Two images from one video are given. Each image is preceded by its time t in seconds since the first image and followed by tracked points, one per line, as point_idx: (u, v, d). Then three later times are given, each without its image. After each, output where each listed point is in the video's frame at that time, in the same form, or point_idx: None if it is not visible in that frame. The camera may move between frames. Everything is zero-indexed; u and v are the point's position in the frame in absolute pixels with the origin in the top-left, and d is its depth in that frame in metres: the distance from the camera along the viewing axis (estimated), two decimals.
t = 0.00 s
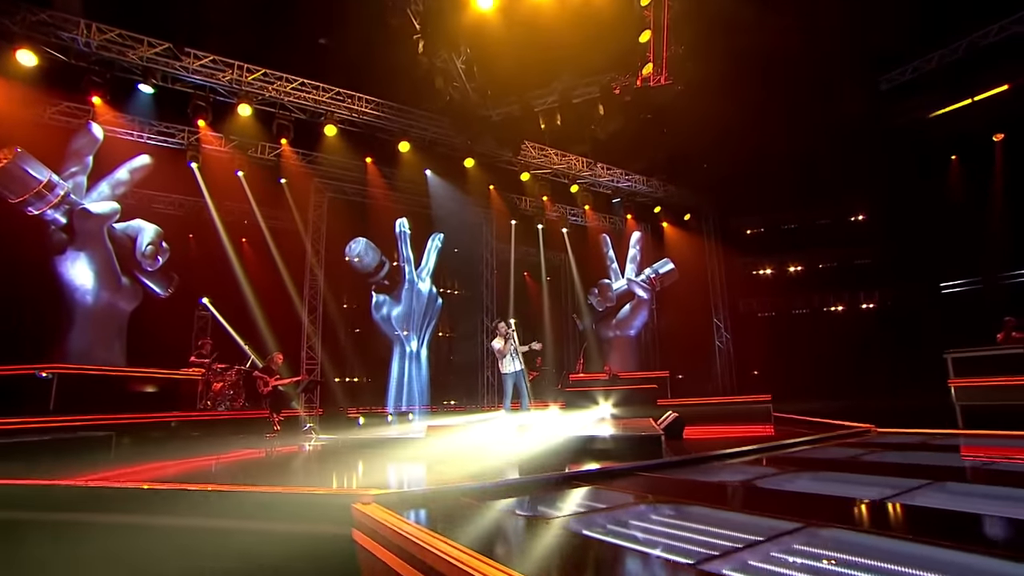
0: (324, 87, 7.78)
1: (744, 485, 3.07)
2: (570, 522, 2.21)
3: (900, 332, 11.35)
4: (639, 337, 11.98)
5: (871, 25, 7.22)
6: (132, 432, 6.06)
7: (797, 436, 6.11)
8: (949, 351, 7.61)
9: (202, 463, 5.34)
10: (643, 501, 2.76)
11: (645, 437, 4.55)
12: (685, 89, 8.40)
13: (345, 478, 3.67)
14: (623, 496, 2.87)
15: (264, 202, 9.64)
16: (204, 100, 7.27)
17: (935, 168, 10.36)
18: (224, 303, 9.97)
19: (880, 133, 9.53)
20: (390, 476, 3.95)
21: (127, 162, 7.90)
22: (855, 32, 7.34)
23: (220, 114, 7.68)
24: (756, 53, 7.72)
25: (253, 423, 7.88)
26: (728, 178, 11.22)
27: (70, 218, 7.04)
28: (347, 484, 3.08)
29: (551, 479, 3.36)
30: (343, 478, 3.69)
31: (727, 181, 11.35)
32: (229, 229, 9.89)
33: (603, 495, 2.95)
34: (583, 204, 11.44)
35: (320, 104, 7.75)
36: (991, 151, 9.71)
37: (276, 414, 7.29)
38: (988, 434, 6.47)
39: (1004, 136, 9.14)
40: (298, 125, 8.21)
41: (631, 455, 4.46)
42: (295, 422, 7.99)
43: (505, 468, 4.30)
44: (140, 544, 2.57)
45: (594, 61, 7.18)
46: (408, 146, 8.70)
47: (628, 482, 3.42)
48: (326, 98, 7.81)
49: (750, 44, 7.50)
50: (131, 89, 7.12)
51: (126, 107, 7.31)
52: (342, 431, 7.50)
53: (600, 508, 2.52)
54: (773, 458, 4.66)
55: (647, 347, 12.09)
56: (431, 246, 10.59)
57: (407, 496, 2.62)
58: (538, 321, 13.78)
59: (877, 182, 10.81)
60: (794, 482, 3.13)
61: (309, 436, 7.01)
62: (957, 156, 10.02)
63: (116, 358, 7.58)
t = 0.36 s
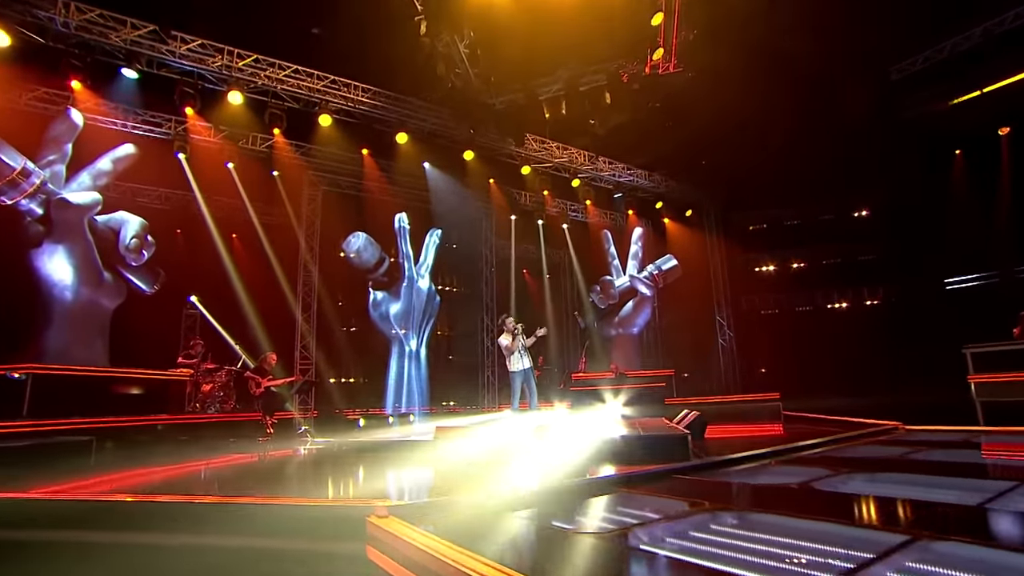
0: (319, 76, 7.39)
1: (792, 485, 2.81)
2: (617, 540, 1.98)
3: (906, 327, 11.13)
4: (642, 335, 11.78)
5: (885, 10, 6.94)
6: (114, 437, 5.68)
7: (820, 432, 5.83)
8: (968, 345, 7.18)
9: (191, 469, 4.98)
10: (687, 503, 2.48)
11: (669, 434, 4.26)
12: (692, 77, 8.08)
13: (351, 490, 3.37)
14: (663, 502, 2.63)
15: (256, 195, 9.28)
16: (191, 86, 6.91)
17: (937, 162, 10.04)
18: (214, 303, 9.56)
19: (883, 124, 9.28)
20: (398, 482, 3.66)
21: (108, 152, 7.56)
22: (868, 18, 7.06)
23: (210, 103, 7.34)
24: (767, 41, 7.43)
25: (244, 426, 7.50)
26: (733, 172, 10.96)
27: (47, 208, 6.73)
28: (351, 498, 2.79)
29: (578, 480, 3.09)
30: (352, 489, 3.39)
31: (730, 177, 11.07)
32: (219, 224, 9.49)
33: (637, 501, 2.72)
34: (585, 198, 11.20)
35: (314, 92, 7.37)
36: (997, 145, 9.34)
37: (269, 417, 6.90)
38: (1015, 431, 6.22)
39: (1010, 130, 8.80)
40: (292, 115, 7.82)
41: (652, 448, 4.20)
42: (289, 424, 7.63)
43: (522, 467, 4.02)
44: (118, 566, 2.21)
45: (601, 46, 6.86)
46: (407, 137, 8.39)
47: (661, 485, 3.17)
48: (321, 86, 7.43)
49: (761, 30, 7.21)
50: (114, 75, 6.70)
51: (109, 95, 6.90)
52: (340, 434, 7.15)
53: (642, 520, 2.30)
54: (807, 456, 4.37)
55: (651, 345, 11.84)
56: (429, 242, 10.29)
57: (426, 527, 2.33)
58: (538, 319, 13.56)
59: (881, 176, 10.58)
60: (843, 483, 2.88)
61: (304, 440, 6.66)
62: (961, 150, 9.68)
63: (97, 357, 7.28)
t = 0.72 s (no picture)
0: (311, 58, 7.07)
1: (840, 493, 2.57)
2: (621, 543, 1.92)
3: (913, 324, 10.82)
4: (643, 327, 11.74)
5: None
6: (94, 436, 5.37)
7: (838, 424, 5.65)
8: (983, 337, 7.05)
9: (178, 470, 4.70)
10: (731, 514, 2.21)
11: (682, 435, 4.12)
12: (696, 65, 7.84)
13: (352, 497, 3.24)
14: (685, 505, 2.51)
15: (247, 187, 8.97)
16: (175, 68, 6.56)
17: (936, 155, 9.43)
18: (201, 293, 9.31)
19: (887, 122, 8.89)
20: (403, 485, 3.53)
21: (84, 136, 7.02)
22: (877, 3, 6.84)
23: (195, 86, 6.96)
24: (773, 26, 7.21)
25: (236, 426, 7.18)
26: (735, 173, 10.65)
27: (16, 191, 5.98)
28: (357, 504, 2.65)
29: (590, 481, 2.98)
30: (353, 496, 3.25)
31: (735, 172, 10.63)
32: (207, 216, 9.15)
33: (655, 497, 2.64)
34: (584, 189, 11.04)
35: (305, 76, 7.07)
36: (1001, 135, 8.67)
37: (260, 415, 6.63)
38: None
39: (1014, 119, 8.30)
40: (283, 101, 7.49)
41: (668, 447, 4.04)
42: (283, 424, 7.35)
43: (534, 466, 3.85)
44: None
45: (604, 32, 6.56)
46: (404, 124, 8.13)
47: (681, 481, 3.04)
48: (313, 69, 7.11)
49: (766, 14, 6.97)
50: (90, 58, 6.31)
51: (88, 77, 6.53)
52: (336, 433, 6.87)
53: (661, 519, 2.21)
54: (838, 453, 4.11)
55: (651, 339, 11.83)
56: (426, 234, 9.87)
57: (436, 527, 2.26)
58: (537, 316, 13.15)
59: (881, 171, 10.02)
60: (896, 487, 2.62)
61: (298, 438, 6.34)
62: (964, 142, 9.00)
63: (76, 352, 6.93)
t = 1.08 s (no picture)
0: (305, 36, 6.72)
1: (907, 489, 2.32)
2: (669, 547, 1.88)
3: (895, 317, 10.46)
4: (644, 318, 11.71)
5: None
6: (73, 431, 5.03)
7: (853, 412, 5.46)
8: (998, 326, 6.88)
9: (163, 468, 4.38)
10: (795, 513, 1.99)
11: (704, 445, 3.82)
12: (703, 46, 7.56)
13: (341, 496, 3.01)
14: (715, 497, 2.43)
15: (239, 173, 8.70)
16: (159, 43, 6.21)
17: (938, 145, 9.18)
18: (188, 282, 8.97)
19: (893, 112, 8.64)
20: (405, 481, 3.42)
21: (66, 112, 6.70)
22: None
23: (181, 64, 6.56)
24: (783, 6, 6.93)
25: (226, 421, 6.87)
26: (738, 161, 10.42)
27: None
28: (361, 511, 2.46)
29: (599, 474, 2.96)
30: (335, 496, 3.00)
31: (736, 162, 10.45)
32: (196, 202, 8.85)
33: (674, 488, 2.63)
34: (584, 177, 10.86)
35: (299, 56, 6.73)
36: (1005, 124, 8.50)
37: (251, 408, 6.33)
38: None
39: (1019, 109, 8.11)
40: (276, 83, 7.14)
41: (684, 450, 3.88)
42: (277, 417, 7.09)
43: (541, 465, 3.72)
44: None
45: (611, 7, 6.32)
46: (400, 107, 7.82)
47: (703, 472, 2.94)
48: (307, 48, 6.77)
49: None
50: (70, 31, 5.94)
51: (65, 52, 6.15)
52: (331, 428, 6.59)
53: (701, 523, 2.09)
54: (872, 443, 3.88)
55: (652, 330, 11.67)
56: (422, 223, 10.07)
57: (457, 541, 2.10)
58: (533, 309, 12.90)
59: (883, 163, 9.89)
60: (974, 480, 2.38)
61: (291, 433, 6.03)
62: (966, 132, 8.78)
63: (54, 343, 6.55)
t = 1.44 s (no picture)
0: (300, 14, 6.43)
1: (964, 501, 2.11)
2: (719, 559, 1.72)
3: (893, 315, 10.25)
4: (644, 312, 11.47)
5: None
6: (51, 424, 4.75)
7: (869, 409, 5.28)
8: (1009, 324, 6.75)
9: (148, 462, 4.14)
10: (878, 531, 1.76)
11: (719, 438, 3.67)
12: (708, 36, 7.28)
13: (351, 497, 2.79)
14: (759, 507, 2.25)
15: (231, 158, 8.43)
16: (145, 18, 5.90)
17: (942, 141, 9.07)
18: (177, 271, 8.65)
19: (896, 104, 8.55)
20: (412, 484, 3.18)
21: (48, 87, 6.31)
22: None
23: (168, 41, 6.24)
24: None
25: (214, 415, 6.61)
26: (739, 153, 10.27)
27: None
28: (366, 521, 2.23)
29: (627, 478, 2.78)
30: (342, 498, 2.78)
31: (738, 155, 10.30)
32: (186, 187, 8.57)
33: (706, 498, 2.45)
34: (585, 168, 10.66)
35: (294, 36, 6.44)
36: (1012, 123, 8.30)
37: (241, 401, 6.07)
38: None
39: None
40: (269, 65, 6.83)
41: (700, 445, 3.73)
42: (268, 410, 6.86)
43: (551, 464, 3.52)
44: None
45: None
46: (398, 91, 7.55)
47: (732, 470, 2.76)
48: (304, 27, 6.48)
49: None
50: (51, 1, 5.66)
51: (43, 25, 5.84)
52: (326, 422, 6.36)
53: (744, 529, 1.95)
54: (902, 442, 3.68)
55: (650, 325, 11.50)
56: (421, 212, 9.77)
57: (497, 563, 1.83)
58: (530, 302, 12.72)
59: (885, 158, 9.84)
60: None
61: (284, 428, 5.79)
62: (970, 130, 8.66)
63: (33, 333, 6.25)
